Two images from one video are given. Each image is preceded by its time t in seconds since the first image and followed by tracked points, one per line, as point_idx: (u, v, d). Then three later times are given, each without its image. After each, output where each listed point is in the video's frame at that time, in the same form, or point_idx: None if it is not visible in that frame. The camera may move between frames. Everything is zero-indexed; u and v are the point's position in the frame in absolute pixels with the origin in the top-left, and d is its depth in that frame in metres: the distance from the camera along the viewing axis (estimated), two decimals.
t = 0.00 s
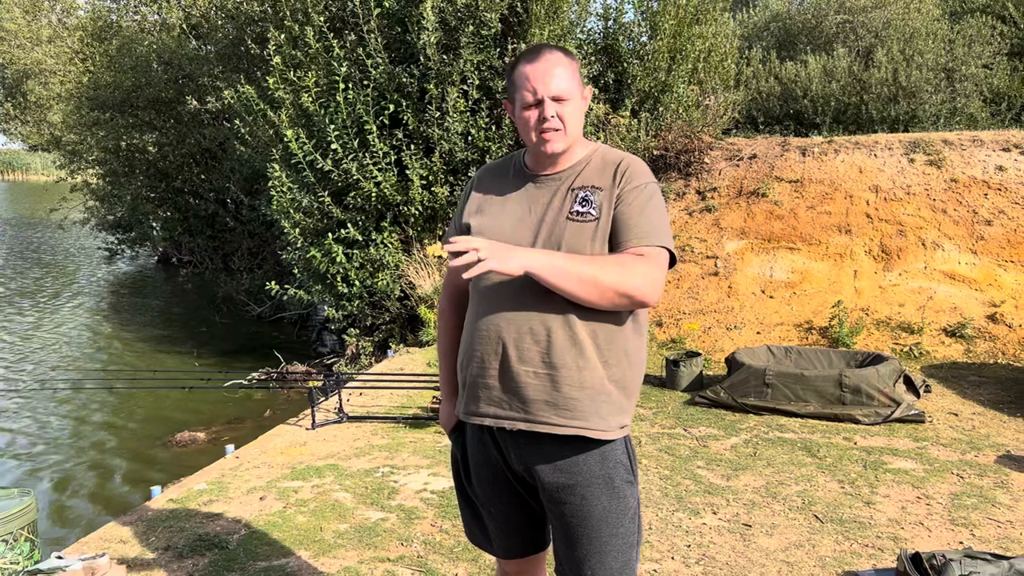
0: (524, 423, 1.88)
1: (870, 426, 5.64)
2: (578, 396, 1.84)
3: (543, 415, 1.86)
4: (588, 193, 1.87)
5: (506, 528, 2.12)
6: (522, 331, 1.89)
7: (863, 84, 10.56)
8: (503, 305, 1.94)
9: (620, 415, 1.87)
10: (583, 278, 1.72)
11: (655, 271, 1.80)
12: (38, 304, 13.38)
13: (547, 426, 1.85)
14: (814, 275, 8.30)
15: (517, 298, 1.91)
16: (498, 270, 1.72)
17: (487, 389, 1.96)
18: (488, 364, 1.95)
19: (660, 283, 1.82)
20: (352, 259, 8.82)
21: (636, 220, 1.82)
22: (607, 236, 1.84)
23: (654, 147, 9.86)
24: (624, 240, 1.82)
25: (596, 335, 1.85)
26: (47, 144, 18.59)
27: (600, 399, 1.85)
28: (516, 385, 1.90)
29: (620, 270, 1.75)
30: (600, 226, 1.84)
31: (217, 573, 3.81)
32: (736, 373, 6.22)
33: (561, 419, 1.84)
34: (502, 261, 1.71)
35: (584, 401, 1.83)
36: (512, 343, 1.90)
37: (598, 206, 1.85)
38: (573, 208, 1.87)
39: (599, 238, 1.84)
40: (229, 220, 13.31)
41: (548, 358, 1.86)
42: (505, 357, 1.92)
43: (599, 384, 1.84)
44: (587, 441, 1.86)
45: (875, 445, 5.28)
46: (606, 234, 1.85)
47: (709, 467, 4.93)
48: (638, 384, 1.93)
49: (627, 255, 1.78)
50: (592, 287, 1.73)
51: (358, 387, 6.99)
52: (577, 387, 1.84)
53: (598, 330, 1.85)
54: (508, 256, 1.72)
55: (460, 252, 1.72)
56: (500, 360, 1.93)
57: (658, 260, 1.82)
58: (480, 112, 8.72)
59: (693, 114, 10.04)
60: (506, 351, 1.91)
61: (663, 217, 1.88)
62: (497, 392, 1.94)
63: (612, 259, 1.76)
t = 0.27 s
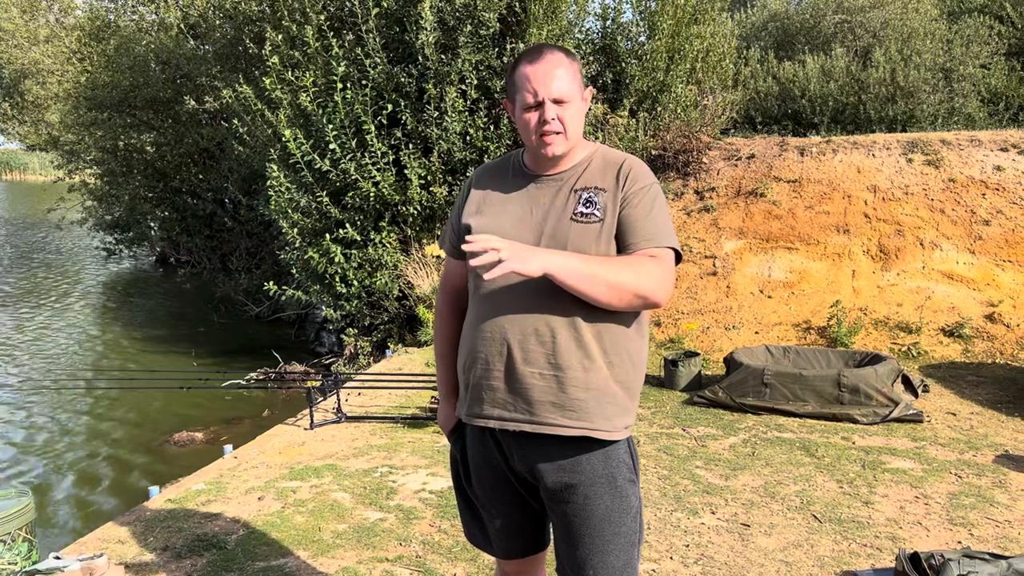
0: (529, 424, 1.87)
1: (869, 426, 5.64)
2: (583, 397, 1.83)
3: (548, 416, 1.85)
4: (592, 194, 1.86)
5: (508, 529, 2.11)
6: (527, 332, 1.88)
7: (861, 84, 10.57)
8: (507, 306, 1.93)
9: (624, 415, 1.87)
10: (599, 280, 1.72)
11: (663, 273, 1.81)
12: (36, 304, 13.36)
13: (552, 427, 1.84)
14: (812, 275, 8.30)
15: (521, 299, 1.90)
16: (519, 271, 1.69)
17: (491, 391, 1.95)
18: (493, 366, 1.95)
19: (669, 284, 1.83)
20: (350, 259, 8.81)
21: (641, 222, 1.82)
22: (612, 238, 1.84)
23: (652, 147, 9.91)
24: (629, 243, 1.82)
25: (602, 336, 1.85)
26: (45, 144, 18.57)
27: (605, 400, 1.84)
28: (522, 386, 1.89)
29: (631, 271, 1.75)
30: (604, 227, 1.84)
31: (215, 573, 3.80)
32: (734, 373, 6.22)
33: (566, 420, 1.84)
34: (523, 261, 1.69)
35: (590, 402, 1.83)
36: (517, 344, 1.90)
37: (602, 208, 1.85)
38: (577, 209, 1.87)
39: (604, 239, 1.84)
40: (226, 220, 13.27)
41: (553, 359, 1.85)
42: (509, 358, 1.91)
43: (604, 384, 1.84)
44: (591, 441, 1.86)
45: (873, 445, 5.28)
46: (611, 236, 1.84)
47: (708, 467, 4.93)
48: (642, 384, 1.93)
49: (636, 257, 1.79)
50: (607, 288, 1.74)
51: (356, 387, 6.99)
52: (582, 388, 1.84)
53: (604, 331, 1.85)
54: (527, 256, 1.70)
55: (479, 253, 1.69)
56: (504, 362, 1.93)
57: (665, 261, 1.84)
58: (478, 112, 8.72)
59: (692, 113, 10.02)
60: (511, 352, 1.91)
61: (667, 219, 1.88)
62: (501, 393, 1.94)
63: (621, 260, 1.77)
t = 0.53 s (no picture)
0: (528, 425, 1.87)
1: (866, 426, 5.65)
2: (582, 398, 1.83)
3: (547, 417, 1.85)
4: (589, 194, 1.86)
5: (507, 530, 2.10)
6: (526, 332, 1.88)
7: (859, 84, 10.58)
8: (506, 307, 1.92)
9: (623, 415, 1.87)
10: (603, 282, 1.71)
11: (664, 275, 1.81)
12: (32, 304, 13.34)
13: (551, 428, 1.84)
14: (810, 275, 8.31)
15: (519, 300, 1.90)
16: (525, 271, 1.68)
17: (490, 392, 1.95)
18: (491, 366, 1.94)
19: (669, 285, 1.83)
20: (348, 259, 8.80)
21: (638, 222, 1.82)
22: (610, 238, 1.83)
23: (649, 147, 9.88)
24: (628, 244, 1.82)
25: (600, 337, 1.84)
26: (41, 144, 18.54)
27: (604, 400, 1.84)
28: (522, 386, 1.89)
29: (632, 273, 1.75)
30: (602, 227, 1.84)
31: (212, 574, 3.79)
32: (732, 373, 6.22)
33: (565, 420, 1.83)
34: (528, 262, 1.67)
35: (589, 403, 1.83)
36: (516, 346, 1.89)
37: (600, 208, 1.85)
38: (575, 210, 1.86)
39: (601, 239, 1.83)
40: (224, 220, 13.25)
41: (552, 359, 1.85)
42: (508, 360, 1.91)
43: (603, 384, 1.84)
44: (590, 441, 1.85)
45: (870, 444, 5.29)
46: (610, 235, 1.84)
47: (705, 467, 4.93)
48: (640, 383, 1.93)
49: (637, 258, 1.79)
50: (609, 289, 1.73)
51: (354, 387, 6.98)
52: (581, 388, 1.83)
53: (603, 331, 1.84)
54: (533, 257, 1.69)
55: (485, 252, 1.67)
56: (503, 362, 1.92)
57: (665, 262, 1.84)
58: (476, 112, 8.71)
59: (689, 114, 10.00)
60: (510, 352, 1.90)
61: (665, 218, 1.87)
62: (499, 394, 1.93)
63: (622, 261, 1.76)
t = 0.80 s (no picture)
0: (519, 424, 1.87)
1: (864, 426, 5.65)
2: (574, 397, 1.83)
3: (538, 416, 1.85)
4: (584, 194, 1.86)
5: (502, 531, 2.10)
6: (519, 332, 1.88)
7: (856, 84, 10.59)
8: (500, 306, 1.92)
9: (616, 416, 1.86)
10: (600, 278, 1.71)
11: (661, 274, 1.81)
12: (30, 304, 13.32)
13: (543, 428, 1.84)
14: (808, 275, 8.31)
15: (513, 299, 1.90)
16: (528, 265, 1.66)
17: (483, 391, 1.95)
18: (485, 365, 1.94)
19: (666, 285, 1.83)
20: (346, 259, 8.79)
21: (632, 221, 1.81)
22: (604, 238, 1.83)
23: (647, 147, 9.89)
24: (623, 243, 1.81)
25: (594, 336, 1.84)
26: (39, 143, 18.52)
27: (596, 400, 1.84)
28: (516, 384, 1.88)
29: (629, 271, 1.75)
30: (596, 227, 1.83)
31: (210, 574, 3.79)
32: (729, 373, 6.22)
33: (557, 420, 1.83)
34: (530, 256, 1.66)
35: (581, 403, 1.83)
36: (509, 345, 1.89)
37: (594, 208, 1.84)
38: (569, 210, 1.86)
39: (596, 238, 1.83)
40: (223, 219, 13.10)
41: (545, 359, 1.85)
42: (500, 359, 1.91)
43: (595, 385, 1.83)
44: (583, 442, 1.85)
45: (868, 444, 5.29)
46: (604, 235, 1.83)
47: (703, 467, 4.93)
48: (635, 384, 1.92)
49: (634, 256, 1.78)
50: (606, 287, 1.73)
51: (352, 387, 6.98)
52: (573, 389, 1.83)
53: (596, 330, 1.84)
54: (534, 251, 1.67)
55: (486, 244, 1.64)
56: (496, 362, 1.93)
57: (661, 262, 1.83)
58: (474, 112, 8.70)
59: (687, 114, 10.05)
60: (503, 351, 1.90)
61: (660, 217, 1.86)
62: (492, 394, 1.93)
63: (619, 259, 1.76)
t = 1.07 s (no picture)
0: (513, 424, 1.87)
1: (862, 425, 5.66)
2: (567, 397, 1.82)
3: (532, 416, 1.84)
4: (579, 194, 1.86)
5: (498, 531, 2.10)
6: (513, 331, 1.88)
7: (854, 84, 10.61)
8: (495, 304, 1.92)
9: (610, 417, 1.86)
10: (595, 272, 1.70)
11: (655, 270, 1.80)
12: (27, 304, 13.30)
13: (536, 428, 1.84)
14: (805, 275, 8.32)
15: (507, 298, 1.90)
16: (523, 248, 1.66)
17: (478, 391, 1.95)
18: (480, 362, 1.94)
19: (660, 284, 1.82)
20: (343, 259, 8.79)
21: (627, 220, 1.81)
22: (598, 236, 1.83)
23: (645, 147, 9.90)
24: (618, 242, 1.81)
25: (587, 336, 1.84)
26: (36, 143, 18.50)
27: (590, 401, 1.83)
28: (510, 379, 1.88)
29: (624, 266, 1.74)
30: (591, 225, 1.83)
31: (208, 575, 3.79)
32: (727, 372, 6.22)
33: (551, 421, 1.83)
34: (524, 241, 1.66)
35: (574, 402, 1.82)
36: (503, 344, 1.89)
37: (590, 207, 1.84)
38: (564, 209, 1.86)
39: (592, 237, 1.83)
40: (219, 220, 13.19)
41: (539, 358, 1.85)
42: (495, 359, 1.91)
43: (589, 385, 1.83)
44: (578, 443, 1.85)
45: (866, 444, 5.29)
46: (599, 234, 1.83)
47: (701, 467, 4.93)
48: (629, 386, 1.92)
49: (628, 252, 1.78)
50: (602, 282, 1.72)
51: (350, 387, 6.97)
52: (567, 389, 1.83)
53: (590, 330, 1.83)
54: (528, 238, 1.67)
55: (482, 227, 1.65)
56: (490, 362, 1.93)
57: (657, 261, 1.82)
58: (472, 112, 8.70)
59: (683, 114, 9.93)
60: (497, 349, 1.90)
61: (655, 216, 1.85)
62: (487, 394, 1.93)
63: (614, 254, 1.75)
